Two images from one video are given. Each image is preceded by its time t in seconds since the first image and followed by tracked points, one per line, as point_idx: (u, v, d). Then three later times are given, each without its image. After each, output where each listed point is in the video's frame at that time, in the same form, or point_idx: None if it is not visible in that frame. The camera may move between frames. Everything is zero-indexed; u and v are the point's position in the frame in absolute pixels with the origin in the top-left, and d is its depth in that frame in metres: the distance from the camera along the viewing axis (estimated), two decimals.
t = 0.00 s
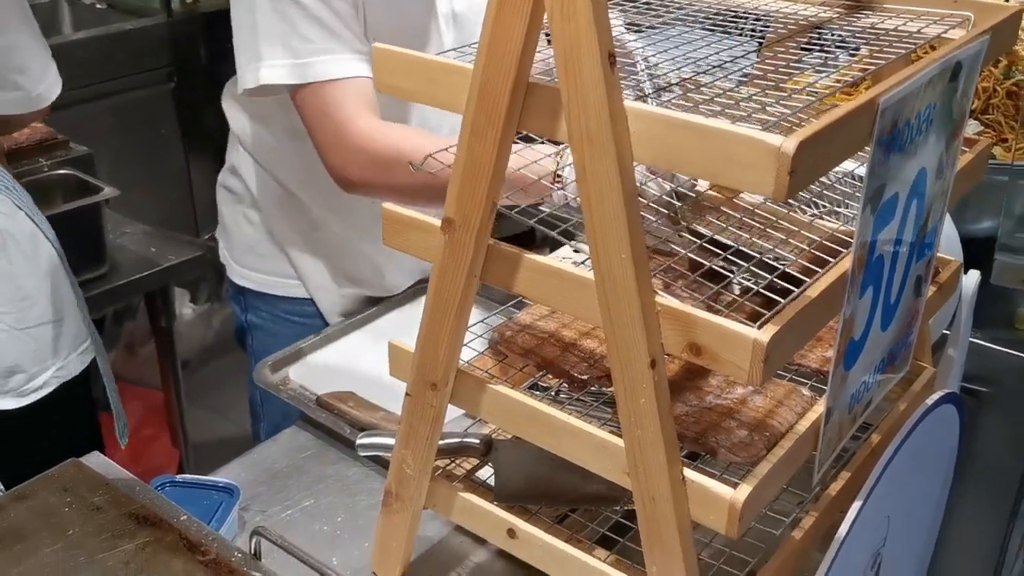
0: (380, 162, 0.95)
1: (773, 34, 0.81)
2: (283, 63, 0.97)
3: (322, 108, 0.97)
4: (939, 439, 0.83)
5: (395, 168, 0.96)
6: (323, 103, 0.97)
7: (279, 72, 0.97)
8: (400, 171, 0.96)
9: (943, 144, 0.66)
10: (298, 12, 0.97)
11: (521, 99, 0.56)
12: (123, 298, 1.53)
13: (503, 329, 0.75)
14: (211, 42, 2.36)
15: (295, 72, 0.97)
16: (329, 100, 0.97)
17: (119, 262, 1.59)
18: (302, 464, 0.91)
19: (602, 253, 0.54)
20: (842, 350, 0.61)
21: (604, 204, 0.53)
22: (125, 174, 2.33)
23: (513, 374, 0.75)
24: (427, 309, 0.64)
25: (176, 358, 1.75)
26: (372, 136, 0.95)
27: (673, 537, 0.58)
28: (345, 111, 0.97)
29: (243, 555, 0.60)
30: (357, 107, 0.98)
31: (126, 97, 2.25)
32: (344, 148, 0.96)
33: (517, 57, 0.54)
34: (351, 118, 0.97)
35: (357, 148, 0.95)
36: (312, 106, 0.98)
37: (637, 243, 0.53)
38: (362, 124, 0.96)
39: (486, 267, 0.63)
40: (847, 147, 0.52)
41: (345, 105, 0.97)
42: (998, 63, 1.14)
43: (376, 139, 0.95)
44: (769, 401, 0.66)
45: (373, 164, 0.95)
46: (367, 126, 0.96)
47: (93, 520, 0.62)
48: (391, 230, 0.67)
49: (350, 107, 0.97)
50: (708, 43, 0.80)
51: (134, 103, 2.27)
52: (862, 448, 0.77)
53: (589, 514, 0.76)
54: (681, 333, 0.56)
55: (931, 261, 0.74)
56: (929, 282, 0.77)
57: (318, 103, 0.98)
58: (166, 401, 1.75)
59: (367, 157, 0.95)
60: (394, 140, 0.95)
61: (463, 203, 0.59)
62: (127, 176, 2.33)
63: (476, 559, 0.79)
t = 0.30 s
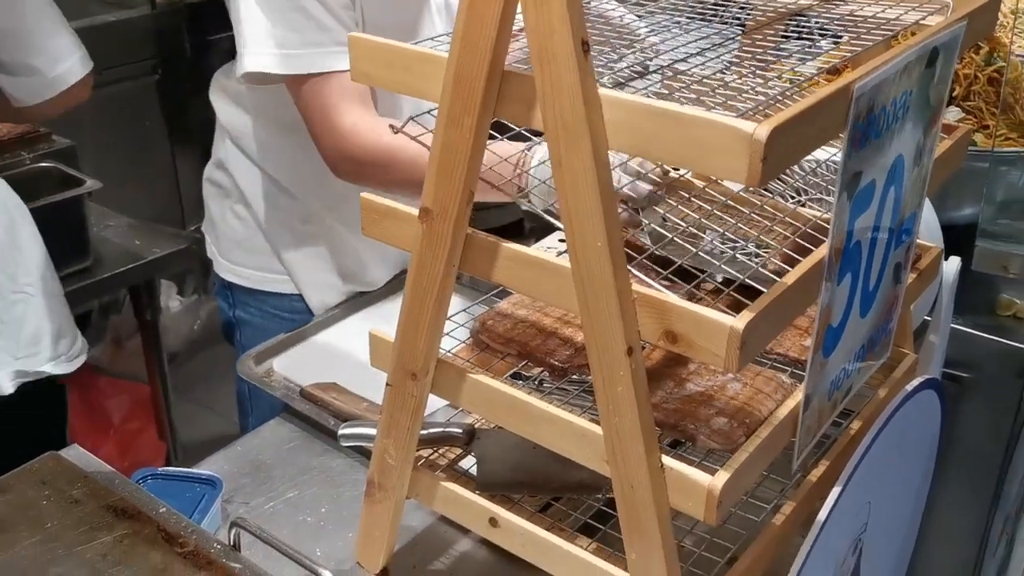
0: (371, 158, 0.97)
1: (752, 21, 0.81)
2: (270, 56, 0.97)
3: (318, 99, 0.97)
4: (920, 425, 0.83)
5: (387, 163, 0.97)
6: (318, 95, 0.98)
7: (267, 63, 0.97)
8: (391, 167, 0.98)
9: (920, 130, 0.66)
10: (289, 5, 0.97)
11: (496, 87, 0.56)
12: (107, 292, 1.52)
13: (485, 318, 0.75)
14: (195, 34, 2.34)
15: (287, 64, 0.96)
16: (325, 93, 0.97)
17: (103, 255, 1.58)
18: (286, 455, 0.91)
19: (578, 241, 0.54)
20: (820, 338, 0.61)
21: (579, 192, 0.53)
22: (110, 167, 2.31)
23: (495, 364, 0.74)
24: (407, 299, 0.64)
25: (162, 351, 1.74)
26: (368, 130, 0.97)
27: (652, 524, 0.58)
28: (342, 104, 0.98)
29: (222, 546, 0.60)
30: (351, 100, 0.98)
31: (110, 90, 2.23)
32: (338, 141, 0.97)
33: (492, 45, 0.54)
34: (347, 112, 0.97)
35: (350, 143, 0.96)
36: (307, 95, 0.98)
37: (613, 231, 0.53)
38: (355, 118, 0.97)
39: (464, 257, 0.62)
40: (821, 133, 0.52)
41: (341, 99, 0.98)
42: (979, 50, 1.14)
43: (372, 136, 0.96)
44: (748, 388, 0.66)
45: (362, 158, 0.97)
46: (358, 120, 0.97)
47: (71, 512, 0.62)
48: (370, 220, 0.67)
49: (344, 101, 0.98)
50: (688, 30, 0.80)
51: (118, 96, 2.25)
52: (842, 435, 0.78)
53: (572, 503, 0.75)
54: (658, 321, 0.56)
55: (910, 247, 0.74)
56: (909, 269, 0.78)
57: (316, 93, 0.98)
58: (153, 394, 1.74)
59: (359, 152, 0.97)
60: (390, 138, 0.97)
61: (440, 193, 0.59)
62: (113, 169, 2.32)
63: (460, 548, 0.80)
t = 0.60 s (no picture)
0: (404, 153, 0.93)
1: (740, 15, 0.81)
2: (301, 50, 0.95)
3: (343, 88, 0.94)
4: (910, 419, 0.83)
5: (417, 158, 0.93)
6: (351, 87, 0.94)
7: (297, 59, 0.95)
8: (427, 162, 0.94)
9: (907, 124, 0.66)
10: None
11: (481, 82, 0.55)
12: (98, 290, 1.52)
13: (474, 314, 0.75)
14: (186, 31, 2.34)
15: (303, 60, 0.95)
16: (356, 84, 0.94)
17: (94, 253, 1.58)
18: (277, 452, 0.90)
19: (563, 236, 0.54)
20: (808, 332, 0.61)
21: (564, 187, 0.53)
22: (103, 165, 2.30)
23: (484, 360, 0.74)
24: (394, 295, 0.64)
25: (154, 349, 1.74)
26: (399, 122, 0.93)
27: (640, 520, 0.58)
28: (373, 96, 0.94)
29: (209, 543, 0.60)
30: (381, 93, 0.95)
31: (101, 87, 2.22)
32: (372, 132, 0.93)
33: (476, 39, 0.53)
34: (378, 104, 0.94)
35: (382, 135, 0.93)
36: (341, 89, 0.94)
37: (599, 226, 0.53)
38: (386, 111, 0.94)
39: (451, 252, 0.62)
40: (805, 127, 0.52)
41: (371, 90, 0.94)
42: (970, 43, 1.12)
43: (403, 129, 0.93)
44: (737, 382, 0.67)
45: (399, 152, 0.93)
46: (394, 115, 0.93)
47: (58, 510, 0.62)
48: (357, 216, 0.67)
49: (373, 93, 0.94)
50: (677, 24, 0.80)
51: (109, 93, 2.25)
52: (831, 429, 0.78)
53: (562, 499, 0.75)
54: (645, 316, 0.56)
55: (899, 241, 0.74)
56: (898, 263, 0.77)
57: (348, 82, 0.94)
58: (145, 391, 1.74)
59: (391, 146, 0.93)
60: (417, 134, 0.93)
61: (426, 188, 0.59)
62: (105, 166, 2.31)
63: (449, 545, 0.79)
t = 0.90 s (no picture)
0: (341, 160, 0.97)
1: (735, 12, 0.81)
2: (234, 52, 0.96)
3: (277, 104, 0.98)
4: (906, 415, 0.83)
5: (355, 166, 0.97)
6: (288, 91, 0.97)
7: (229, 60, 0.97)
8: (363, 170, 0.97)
9: (901, 120, 0.66)
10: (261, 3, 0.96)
11: (473, 80, 0.55)
12: (93, 289, 1.52)
13: (468, 311, 0.75)
14: (182, 30, 2.33)
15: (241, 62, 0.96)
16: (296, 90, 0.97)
17: (90, 252, 1.57)
18: (272, 452, 0.90)
19: (556, 235, 0.54)
20: (802, 329, 0.61)
21: (557, 185, 0.52)
22: (100, 163, 2.30)
23: (481, 356, 0.75)
24: (387, 293, 0.64)
25: (150, 348, 1.73)
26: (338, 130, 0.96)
27: (635, 518, 0.58)
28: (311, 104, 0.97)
29: (203, 542, 0.60)
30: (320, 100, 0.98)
31: (98, 85, 2.21)
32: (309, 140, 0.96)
33: (469, 36, 0.53)
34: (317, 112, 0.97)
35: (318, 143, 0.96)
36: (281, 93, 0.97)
37: (592, 224, 0.53)
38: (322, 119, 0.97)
39: (445, 251, 0.62)
40: (797, 124, 0.52)
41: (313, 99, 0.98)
42: (965, 40, 1.14)
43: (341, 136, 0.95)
44: (732, 378, 0.67)
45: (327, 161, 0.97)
46: (332, 121, 0.96)
47: (51, 510, 0.62)
48: (351, 214, 0.67)
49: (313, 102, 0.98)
50: (670, 22, 0.80)
51: (105, 92, 2.24)
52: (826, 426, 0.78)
53: (557, 497, 0.75)
54: (638, 313, 0.56)
55: (893, 238, 0.74)
56: (892, 260, 0.77)
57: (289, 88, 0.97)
58: (141, 390, 1.73)
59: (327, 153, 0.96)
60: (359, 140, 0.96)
61: (419, 186, 0.59)
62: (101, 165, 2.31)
63: (445, 543, 0.79)
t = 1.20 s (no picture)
0: (171, 119, 1.17)
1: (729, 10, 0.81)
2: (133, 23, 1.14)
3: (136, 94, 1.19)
4: (902, 413, 0.83)
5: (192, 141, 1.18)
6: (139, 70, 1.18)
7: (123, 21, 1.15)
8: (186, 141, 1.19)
9: (895, 118, 0.66)
10: None
11: (465, 79, 0.55)
12: (89, 288, 1.51)
13: (462, 310, 0.74)
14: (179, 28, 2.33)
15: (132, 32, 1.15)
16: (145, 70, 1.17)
17: (86, 252, 1.57)
18: (266, 451, 0.90)
19: (550, 234, 0.54)
20: (795, 328, 0.61)
21: (550, 183, 0.52)
22: (99, 162, 2.31)
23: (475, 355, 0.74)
24: (381, 292, 0.64)
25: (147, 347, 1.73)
26: (192, 105, 1.17)
27: (628, 517, 0.58)
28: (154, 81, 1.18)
29: (196, 542, 0.60)
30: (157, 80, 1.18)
31: (95, 84, 2.21)
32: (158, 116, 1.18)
33: (460, 35, 0.53)
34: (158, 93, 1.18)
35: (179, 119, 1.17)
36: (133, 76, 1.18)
37: (584, 223, 0.53)
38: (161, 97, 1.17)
39: (438, 249, 0.62)
40: (789, 121, 0.52)
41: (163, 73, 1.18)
42: (960, 38, 1.13)
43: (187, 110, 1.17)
44: (725, 377, 0.67)
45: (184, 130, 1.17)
46: (159, 107, 1.17)
47: (43, 510, 0.62)
48: (344, 213, 0.67)
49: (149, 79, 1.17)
50: (664, 20, 0.80)
51: (103, 91, 2.24)
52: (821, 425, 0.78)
53: (552, 496, 0.74)
54: (630, 312, 0.56)
55: (887, 236, 0.74)
56: (886, 258, 0.77)
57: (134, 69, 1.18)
58: (138, 390, 1.73)
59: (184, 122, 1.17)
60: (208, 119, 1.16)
61: (412, 185, 0.59)
62: (99, 164, 2.31)
63: (440, 542, 0.79)
